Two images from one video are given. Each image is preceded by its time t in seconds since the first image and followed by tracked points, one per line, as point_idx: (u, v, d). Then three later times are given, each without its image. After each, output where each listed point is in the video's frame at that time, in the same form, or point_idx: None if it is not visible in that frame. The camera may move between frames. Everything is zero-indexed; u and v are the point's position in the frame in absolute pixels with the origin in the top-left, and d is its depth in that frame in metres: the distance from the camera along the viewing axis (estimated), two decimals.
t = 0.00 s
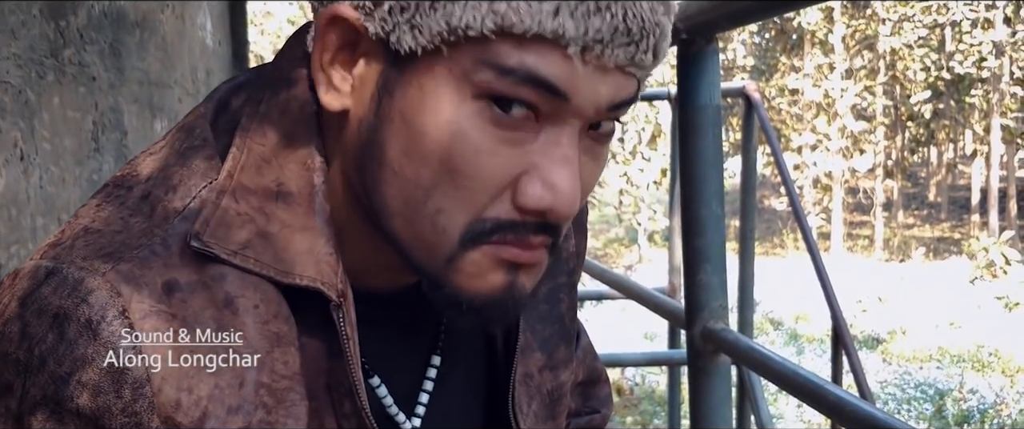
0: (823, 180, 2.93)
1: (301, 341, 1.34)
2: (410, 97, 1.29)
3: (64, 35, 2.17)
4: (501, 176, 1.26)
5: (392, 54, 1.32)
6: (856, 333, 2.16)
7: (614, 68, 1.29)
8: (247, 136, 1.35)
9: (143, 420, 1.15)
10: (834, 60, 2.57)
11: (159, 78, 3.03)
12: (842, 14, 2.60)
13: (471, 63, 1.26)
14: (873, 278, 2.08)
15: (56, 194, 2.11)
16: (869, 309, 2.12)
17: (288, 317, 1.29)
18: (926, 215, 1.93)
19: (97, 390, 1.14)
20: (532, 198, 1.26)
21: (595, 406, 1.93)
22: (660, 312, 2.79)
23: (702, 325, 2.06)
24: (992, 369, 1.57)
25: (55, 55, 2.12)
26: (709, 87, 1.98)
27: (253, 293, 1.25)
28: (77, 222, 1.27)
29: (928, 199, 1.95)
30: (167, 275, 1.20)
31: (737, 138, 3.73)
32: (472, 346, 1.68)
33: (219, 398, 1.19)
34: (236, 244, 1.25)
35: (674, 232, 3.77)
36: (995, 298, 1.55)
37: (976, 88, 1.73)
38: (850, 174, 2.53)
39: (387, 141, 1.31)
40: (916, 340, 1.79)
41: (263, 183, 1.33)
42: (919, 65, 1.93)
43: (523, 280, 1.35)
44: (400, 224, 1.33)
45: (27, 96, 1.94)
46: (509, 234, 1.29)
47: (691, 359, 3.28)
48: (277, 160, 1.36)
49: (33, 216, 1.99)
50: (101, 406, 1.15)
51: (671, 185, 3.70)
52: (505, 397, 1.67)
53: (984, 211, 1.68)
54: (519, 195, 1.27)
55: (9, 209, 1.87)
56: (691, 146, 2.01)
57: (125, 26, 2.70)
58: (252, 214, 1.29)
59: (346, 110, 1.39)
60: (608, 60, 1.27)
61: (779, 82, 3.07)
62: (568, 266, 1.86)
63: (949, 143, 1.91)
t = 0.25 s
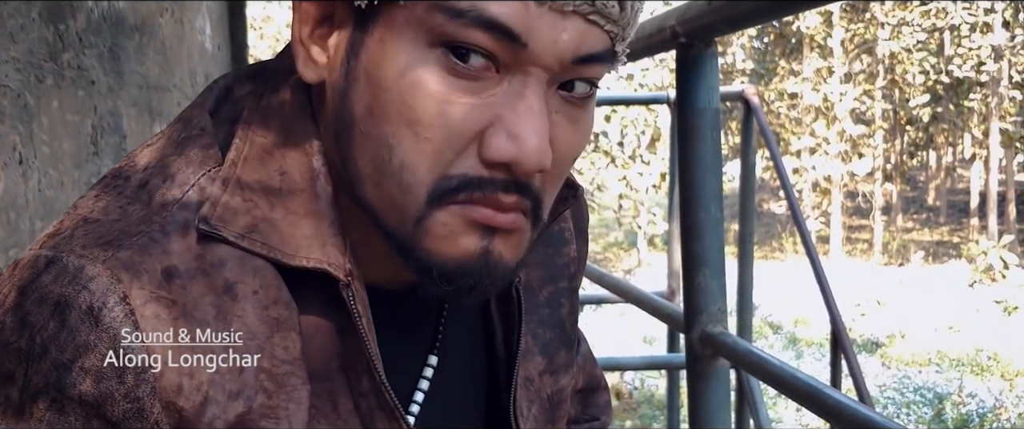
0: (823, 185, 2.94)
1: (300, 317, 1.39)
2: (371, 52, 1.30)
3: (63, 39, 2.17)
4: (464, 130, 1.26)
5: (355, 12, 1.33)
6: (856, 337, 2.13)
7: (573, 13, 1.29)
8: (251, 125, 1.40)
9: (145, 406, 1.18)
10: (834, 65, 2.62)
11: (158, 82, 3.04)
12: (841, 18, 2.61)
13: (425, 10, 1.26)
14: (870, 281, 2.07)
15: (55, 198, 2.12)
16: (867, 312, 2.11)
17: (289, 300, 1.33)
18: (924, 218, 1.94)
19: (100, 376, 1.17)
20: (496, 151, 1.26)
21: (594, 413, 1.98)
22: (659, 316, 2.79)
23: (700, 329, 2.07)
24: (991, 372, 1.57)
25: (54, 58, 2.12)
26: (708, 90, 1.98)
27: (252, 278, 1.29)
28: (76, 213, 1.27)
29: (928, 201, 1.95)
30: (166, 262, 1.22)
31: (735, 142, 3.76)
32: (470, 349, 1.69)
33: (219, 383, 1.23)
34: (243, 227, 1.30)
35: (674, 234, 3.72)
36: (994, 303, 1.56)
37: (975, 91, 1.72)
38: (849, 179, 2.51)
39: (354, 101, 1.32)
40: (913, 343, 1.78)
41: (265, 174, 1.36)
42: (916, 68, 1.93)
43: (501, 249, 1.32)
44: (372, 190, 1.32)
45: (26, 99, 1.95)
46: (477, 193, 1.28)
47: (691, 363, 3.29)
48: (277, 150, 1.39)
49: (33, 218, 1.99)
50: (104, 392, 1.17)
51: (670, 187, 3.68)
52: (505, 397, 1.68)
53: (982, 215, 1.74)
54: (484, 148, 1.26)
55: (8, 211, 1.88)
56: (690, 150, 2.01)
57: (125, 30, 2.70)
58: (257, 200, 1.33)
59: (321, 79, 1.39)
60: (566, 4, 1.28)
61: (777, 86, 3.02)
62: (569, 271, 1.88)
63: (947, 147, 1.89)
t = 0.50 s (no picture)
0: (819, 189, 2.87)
1: (300, 316, 1.40)
2: (361, 51, 1.34)
3: (62, 43, 2.17)
4: (452, 128, 1.30)
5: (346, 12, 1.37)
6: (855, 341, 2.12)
7: (560, 10, 1.32)
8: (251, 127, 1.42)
9: (146, 405, 1.21)
10: (829, 68, 2.63)
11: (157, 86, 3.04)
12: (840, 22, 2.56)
13: (413, 10, 1.30)
14: (867, 285, 2.08)
15: (54, 202, 2.12)
16: (864, 316, 2.10)
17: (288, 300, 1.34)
18: (923, 222, 1.91)
19: (101, 376, 1.19)
20: (483, 148, 1.30)
21: (592, 417, 1.99)
22: (657, 320, 2.80)
23: (697, 333, 2.08)
24: (989, 376, 1.60)
25: (53, 63, 2.12)
26: (705, 96, 1.99)
27: (252, 279, 1.30)
28: (76, 214, 1.30)
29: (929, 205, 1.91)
30: (166, 263, 1.25)
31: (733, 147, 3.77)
32: (468, 351, 1.70)
33: (220, 383, 1.25)
34: (242, 228, 1.32)
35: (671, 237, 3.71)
36: (992, 307, 1.58)
37: (972, 97, 1.74)
38: (845, 183, 2.50)
39: (345, 99, 1.36)
40: (913, 346, 1.79)
41: (265, 175, 1.38)
42: (914, 71, 1.94)
43: (489, 246, 1.37)
44: (364, 188, 1.36)
45: (25, 104, 1.96)
46: (465, 191, 1.32)
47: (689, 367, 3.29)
48: (275, 153, 1.41)
49: (32, 222, 2.00)
50: (104, 391, 1.19)
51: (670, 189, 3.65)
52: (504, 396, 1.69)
53: (981, 220, 1.71)
54: (471, 146, 1.30)
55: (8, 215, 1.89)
56: (689, 155, 2.01)
57: (123, 34, 2.71)
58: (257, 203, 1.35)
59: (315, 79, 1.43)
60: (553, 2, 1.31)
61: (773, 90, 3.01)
62: (568, 274, 1.89)
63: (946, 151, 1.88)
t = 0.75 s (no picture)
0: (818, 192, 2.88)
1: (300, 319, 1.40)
2: (360, 56, 1.37)
3: (62, 47, 2.18)
4: (451, 132, 1.32)
5: (346, 18, 1.40)
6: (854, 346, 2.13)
7: (558, 14, 1.35)
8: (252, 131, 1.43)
9: (148, 408, 1.21)
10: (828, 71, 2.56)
11: (157, 90, 3.05)
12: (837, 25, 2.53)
13: (413, 14, 1.33)
14: (865, 289, 2.09)
15: (54, 206, 2.12)
16: (864, 320, 2.10)
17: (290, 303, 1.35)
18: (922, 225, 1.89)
19: (102, 378, 1.20)
20: (483, 151, 1.31)
21: (593, 420, 1.99)
22: (656, 323, 2.79)
23: (697, 337, 2.08)
24: (988, 379, 1.61)
25: (54, 67, 2.13)
26: (705, 99, 2.00)
27: (253, 282, 1.31)
28: (77, 218, 1.31)
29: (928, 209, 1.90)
30: (168, 266, 1.26)
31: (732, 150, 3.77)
32: (468, 354, 1.70)
33: (221, 386, 1.25)
34: (244, 231, 1.32)
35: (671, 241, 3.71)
36: (990, 309, 1.60)
37: (971, 100, 1.73)
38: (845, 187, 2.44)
39: (346, 105, 1.38)
40: (913, 349, 1.79)
41: (266, 178, 1.39)
42: (913, 75, 1.92)
43: (492, 250, 1.37)
44: (366, 193, 1.38)
45: (25, 107, 1.96)
46: (466, 195, 1.33)
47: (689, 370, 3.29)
48: (275, 157, 1.42)
49: (33, 226, 2.00)
50: (106, 393, 1.20)
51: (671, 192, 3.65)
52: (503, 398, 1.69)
53: (979, 223, 1.71)
54: (471, 150, 1.32)
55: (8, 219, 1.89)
56: (689, 159, 2.01)
57: (123, 38, 2.71)
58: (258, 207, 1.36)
59: (316, 84, 1.45)
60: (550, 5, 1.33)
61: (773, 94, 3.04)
62: (568, 277, 1.89)
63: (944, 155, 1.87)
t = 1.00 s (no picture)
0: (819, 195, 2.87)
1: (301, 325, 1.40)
2: (387, 77, 1.35)
3: (62, 49, 2.17)
4: (490, 145, 1.32)
5: (360, 38, 1.38)
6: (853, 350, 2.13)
7: (580, 17, 1.37)
8: (249, 138, 1.43)
9: (148, 413, 1.20)
10: (828, 76, 2.60)
11: (157, 93, 3.04)
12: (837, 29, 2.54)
13: (440, 32, 1.32)
14: (864, 293, 2.09)
15: (54, 208, 2.12)
16: (863, 324, 2.11)
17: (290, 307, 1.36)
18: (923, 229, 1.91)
19: (103, 383, 1.19)
20: (528, 158, 1.32)
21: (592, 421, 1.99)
22: (657, 326, 2.79)
23: (699, 339, 2.08)
24: (987, 383, 1.59)
25: (54, 70, 2.12)
26: (707, 99, 2.00)
27: (254, 286, 1.31)
28: (79, 221, 1.31)
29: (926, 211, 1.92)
30: (168, 271, 1.26)
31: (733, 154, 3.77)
32: (467, 357, 1.72)
33: (222, 390, 1.25)
34: (245, 240, 1.33)
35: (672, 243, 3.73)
36: (989, 313, 1.59)
37: (971, 103, 1.74)
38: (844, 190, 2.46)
39: (370, 125, 1.36)
40: (913, 353, 1.79)
41: (264, 184, 1.40)
42: (914, 80, 1.94)
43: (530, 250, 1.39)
44: (396, 207, 1.37)
45: (26, 110, 1.95)
46: (508, 201, 1.34)
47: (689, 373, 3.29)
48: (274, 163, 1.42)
49: (33, 229, 2.00)
50: (106, 398, 1.19)
51: (670, 194, 3.64)
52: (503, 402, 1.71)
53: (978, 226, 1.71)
54: (513, 160, 1.32)
55: (9, 221, 1.89)
56: (689, 162, 2.01)
57: (123, 40, 2.71)
58: (259, 213, 1.37)
59: (329, 104, 1.43)
60: (575, 11, 1.35)
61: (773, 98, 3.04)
62: (568, 277, 1.89)
63: (943, 159, 1.88)
